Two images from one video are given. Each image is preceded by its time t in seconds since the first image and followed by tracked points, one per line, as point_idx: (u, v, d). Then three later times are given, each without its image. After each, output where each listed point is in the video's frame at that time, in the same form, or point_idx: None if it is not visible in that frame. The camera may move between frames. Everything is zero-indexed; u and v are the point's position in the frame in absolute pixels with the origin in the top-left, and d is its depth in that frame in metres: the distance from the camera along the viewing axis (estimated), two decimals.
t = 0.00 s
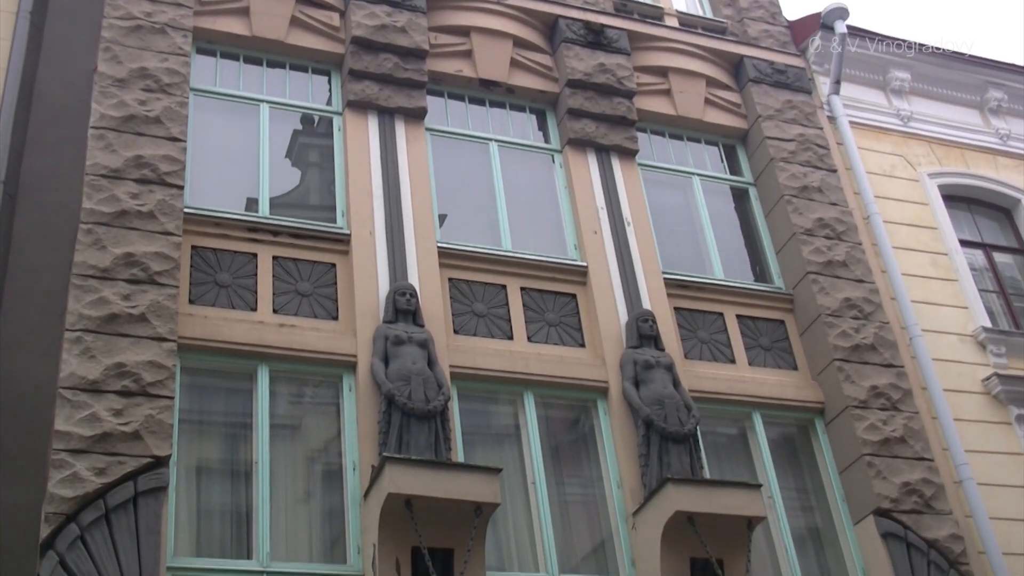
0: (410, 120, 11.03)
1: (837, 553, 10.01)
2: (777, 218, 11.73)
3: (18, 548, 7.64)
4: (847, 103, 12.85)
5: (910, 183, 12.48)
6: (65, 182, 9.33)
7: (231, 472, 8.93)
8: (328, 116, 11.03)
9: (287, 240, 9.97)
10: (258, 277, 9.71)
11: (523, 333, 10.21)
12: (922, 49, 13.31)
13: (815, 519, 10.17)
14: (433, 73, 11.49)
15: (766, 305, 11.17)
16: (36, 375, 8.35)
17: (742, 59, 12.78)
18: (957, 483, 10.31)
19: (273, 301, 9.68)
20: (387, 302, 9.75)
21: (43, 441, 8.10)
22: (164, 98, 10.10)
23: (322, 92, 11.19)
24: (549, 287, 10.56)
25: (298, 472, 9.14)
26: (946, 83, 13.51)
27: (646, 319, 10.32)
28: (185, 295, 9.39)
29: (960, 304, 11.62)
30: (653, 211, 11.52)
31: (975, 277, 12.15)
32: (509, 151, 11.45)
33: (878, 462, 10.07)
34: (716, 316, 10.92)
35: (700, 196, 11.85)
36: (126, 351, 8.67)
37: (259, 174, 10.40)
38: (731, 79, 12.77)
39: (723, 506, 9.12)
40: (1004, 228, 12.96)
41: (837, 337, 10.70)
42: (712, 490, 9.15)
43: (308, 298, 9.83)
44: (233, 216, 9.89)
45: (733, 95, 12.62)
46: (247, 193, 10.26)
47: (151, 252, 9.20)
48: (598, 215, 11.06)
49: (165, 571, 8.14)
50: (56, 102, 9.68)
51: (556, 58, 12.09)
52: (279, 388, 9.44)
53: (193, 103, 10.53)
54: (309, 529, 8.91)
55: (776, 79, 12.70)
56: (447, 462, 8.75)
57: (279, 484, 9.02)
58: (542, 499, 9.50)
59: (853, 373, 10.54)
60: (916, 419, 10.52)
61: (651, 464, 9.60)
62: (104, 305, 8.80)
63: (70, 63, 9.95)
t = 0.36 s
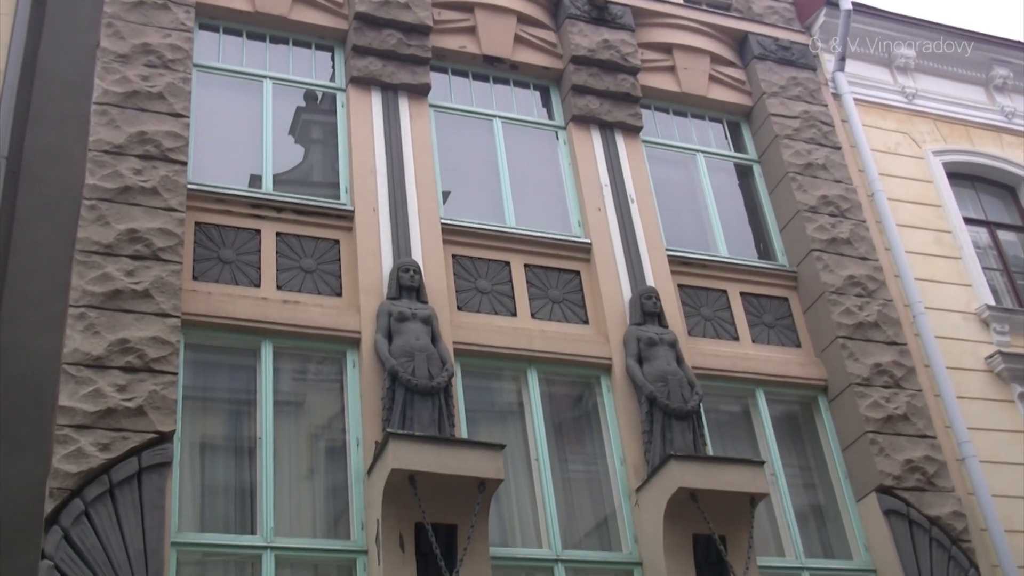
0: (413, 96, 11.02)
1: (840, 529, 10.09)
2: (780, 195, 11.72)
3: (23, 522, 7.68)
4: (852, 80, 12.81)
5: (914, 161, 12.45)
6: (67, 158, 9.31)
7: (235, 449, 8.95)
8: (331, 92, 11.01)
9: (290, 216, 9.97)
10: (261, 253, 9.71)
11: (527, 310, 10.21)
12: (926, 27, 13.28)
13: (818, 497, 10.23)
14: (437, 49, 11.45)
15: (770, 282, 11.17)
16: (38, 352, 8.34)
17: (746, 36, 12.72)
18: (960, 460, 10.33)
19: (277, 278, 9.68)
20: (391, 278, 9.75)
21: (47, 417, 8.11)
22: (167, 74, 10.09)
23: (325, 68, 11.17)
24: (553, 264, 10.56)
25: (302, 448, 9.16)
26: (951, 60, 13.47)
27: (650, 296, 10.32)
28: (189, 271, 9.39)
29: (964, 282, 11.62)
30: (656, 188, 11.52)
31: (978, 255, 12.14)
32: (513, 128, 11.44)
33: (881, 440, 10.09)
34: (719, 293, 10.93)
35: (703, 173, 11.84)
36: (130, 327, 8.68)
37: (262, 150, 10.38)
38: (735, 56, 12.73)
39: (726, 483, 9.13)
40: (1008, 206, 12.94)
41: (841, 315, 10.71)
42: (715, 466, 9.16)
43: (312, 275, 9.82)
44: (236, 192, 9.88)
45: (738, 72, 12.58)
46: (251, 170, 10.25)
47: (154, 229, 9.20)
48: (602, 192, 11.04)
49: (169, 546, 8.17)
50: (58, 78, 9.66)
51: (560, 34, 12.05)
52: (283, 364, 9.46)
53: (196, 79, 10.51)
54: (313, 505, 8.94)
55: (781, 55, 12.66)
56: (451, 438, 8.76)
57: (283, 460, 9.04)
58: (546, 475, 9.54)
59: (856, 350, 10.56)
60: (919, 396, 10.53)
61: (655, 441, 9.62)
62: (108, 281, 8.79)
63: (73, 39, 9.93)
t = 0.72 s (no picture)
0: (417, 75, 11.00)
1: (842, 510, 10.10)
2: (784, 175, 11.71)
3: (28, 499, 7.66)
4: (857, 59, 12.76)
5: (919, 140, 12.42)
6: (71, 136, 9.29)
7: (238, 427, 8.96)
8: (335, 70, 11.00)
9: (293, 195, 9.96)
10: (265, 232, 9.71)
11: (530, 289, 10.21)
12: (932, 5, 13.23)
13: (820, 476, 10.25)
14: (440, 28, 11.42)
15: (774, 262, 11.17)
16: (42, 330, 8.33)
17: (751, 15, 12.66)
18: (963, 440, 10.33)
19: (280, 257, 9.68)
20: (395, 257, 9.74)
21: (50, 395, 8.10)
22: (170, 52, 10.08)
23: (329, 46, 11.15)
24: (556, 244, 10.56)
25: (305, 427, 9.17)
26: (956, 39, 13.42)
27: (654, 275, 10.28)
28: (192, 250, 9.38)
29: (968, 261, 11.60)
30: (660, 167, 11.50)
31: (983, 235, 12.12)
32: (517, 106, 11.42)
33: (883, 419, 10.10)
34: (723, 273, 10.93)
35: (707, 152, 11.82)
36: (133, 306, 8.68)
37: (266, 129, 10.38)
38: (740, 34, 12.69)
39: (729, 462, 9.13)
40: (1013, 185, 12.91)
41: (844, 294, 10.71)
42: (718, 446, 9.16)
43: (315, 253, 9.82)
44: (239, 171, 9.87)
45: (742, 51, 12.55)
46: (254, 149, 10.23)
47: (157, 207, 9.19)
48: (606, 171, 11.03)
49: (174, 525, 8.20)
50: (61, 56, 9.64)
51: (564, 12, 12.01)
52: (287, 343, 9.48)
53: (199, 57, 10.50)
54: (316, 483, 8.96)
55: (785, 34, 12.61)
56: (454, 418, 8.76)
57: (286, 439, 9.06)
58: (549, 453, 9.56)
59: (860, 330, 10.56)
60: (922, 376, 10.54)
61: (658, 420, 9.63)
62: (112, 260, 8.79)
63: (75, 17, 9.91)
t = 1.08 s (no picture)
0: (418, 57, 10.98)
1: (842, 493, 10.12)
2: (786, 158, 11.69)
3: (30, 481, 7.68)
4: (859, 41, 12.72)
5: (921, 122, 12.39)
6: (71, 119, 9.27)
7: (239, 410, 8.98)
8: (336, 53, 10.98)
9: (294, 177, 9.95)
10: (265, 215, 9.70)
11: (531, 271, 10.21)
12: None
13: (821, 459, 10.27)
14: (441, 9, 11.39)
15: (775, 245, 11.17)
16: (42, 313, 8.32)
17: None
18: (963, 423, 10.34)
19: (282, 240, 9.68)
20: (396, 240, 9.74)
21: (51, 378, 8.10)
22: (170, 35, 10.06)
23: (330, 29, 11.13)
24: (557, 226, 10.55)
25: (306, 410, 9.19)
26: (959, 21, 13.37)
27: (655, 258, 10.29)
28: (193, 233, 9.38)
29: (969, 244, 11.59)
30: (662, 150, 11.48)
31: (984, 218, 12.10)
32: (518, 89, 11.40)
33: (884, 402, 10.11)
34: (724, 256, 10.93)
35: (709, 135, 11.80)
36: (134, 289, 8.68)
37: (267, 112, 10.36)
38: (742, 16, 12.64)
39: (729, 445, 9.15)
40: (1015, 168, 12.89)
41: (845, 277, 10.71)
42: (719, 429, 9.18)
43: (316, 236, 9.82)
44: (240, 153, 9.86)
45: (744, 33, 12.51)
46: (255, 132, 10.22)
47: (158, 190, 9.18)
48: (607, 153, 11.01)
49: (174, 508, 8.22)
50: (61, 39, 9.61)
51: None
52: (288, 326, 9.48)
53: (199, 39, 10.48)
54: (317, 465, 8.98)
55: (788, 16, 12.57)
56: (455, 401, 8.77)
57: (287, 422, 9.08)
58: (549, 436, 9.58)
59: (861, 312, 10.56)
60: (923, 359, 10.54)
61: (658, 403, 9.64)
62: (113, 243, 8.78)
63: None
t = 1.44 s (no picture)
0: (416, 42, 10.97)
1: (840, 478, 10.15)
2: (785, 143, 11.68)
3: (29, 465, 7.68)
4: (858, 26, 12.69)
5: (920, 108, 12.38)
6: (69, 103, 9.25)
7: (237, 396, 8.98)
8: (334, 38, 10.96)
9: (293, 162, 9.94)
10: (264, 200, 9.69)
11: (529, 257, 10.20)
12: None
13: (819, 445, 10.29)
14: None
15: (774, 230, 11.17)
16: (41, 299, 8.31)
17: None
18: (960, 408, 10.36)
19: (280, 225, 9.67)
20: (394, 225, 9.73)
21: (49, 363, 8.10)
22: (168, 19, 10.05)
23: (328, 13, 11.11)
24: (556, 212, 10.54)
25: (304, 396, 9.20)
26: (958, 6, 13.34)
27: (653, 243, 10.29)
28: (191, 218, 9.37)
29: (968, 230, 11.59)
30: (661, 135, 11.47)
31: (983, 203, 12.10)
32: (516, 74, 11.38)
33: (882, 387, 10.12)
34: (722, 241, 10.93)
35: (708, 120, 11.80)
36: (133, 274, 8.67)
37: (265, 97, 10.34)
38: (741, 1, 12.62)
39: (727, 430, 9.16)
40: (1014, 153, 12.88)
41: (844, 262, 10.71)
42: (717, 414, 9.18)
43: (315, 222, 9.81)
44: (238, 138, 9.85)
45: (743, 18, 12.48)
46: (253, 117, 10.20)
47: (156, 175, 9.17)
48: (606, 138, 11.00)
49: (173, 493, 8.23)
50: (58, 24, 9.59)
51: None
52: (286, 311, 9.48)
53: (197, 24, 10.47)
54: (316, 451, 8.99)
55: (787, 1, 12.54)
56: (454, 386, 8.77)
57: (285, 407, 9.08)
58: (547, 422, 9.59)
59: (859, 298, 10.57)
60: (921, 344, 10.55)
61: (656, 388, 9.64)
62: (111, 228, 8.77)
63: None
